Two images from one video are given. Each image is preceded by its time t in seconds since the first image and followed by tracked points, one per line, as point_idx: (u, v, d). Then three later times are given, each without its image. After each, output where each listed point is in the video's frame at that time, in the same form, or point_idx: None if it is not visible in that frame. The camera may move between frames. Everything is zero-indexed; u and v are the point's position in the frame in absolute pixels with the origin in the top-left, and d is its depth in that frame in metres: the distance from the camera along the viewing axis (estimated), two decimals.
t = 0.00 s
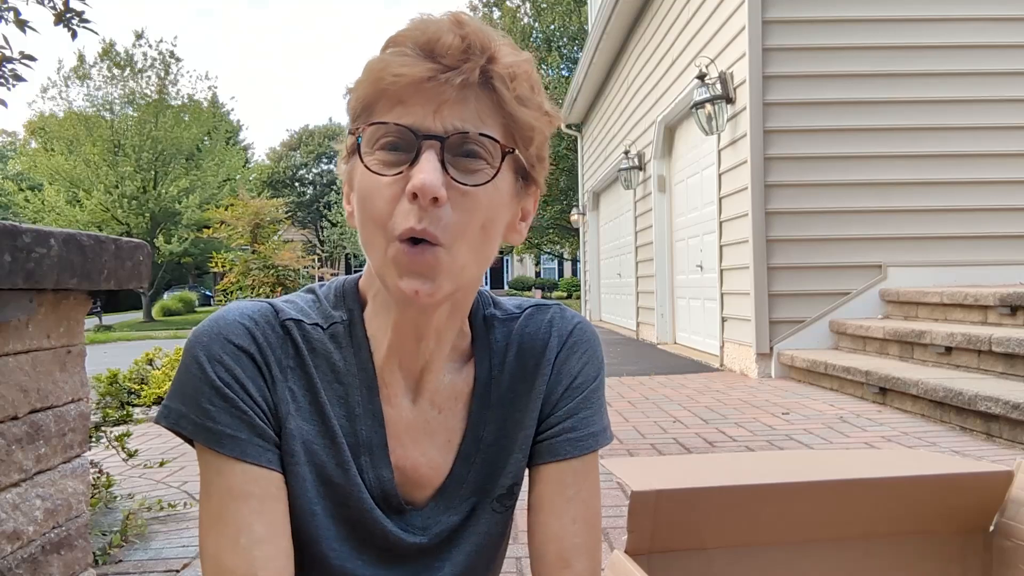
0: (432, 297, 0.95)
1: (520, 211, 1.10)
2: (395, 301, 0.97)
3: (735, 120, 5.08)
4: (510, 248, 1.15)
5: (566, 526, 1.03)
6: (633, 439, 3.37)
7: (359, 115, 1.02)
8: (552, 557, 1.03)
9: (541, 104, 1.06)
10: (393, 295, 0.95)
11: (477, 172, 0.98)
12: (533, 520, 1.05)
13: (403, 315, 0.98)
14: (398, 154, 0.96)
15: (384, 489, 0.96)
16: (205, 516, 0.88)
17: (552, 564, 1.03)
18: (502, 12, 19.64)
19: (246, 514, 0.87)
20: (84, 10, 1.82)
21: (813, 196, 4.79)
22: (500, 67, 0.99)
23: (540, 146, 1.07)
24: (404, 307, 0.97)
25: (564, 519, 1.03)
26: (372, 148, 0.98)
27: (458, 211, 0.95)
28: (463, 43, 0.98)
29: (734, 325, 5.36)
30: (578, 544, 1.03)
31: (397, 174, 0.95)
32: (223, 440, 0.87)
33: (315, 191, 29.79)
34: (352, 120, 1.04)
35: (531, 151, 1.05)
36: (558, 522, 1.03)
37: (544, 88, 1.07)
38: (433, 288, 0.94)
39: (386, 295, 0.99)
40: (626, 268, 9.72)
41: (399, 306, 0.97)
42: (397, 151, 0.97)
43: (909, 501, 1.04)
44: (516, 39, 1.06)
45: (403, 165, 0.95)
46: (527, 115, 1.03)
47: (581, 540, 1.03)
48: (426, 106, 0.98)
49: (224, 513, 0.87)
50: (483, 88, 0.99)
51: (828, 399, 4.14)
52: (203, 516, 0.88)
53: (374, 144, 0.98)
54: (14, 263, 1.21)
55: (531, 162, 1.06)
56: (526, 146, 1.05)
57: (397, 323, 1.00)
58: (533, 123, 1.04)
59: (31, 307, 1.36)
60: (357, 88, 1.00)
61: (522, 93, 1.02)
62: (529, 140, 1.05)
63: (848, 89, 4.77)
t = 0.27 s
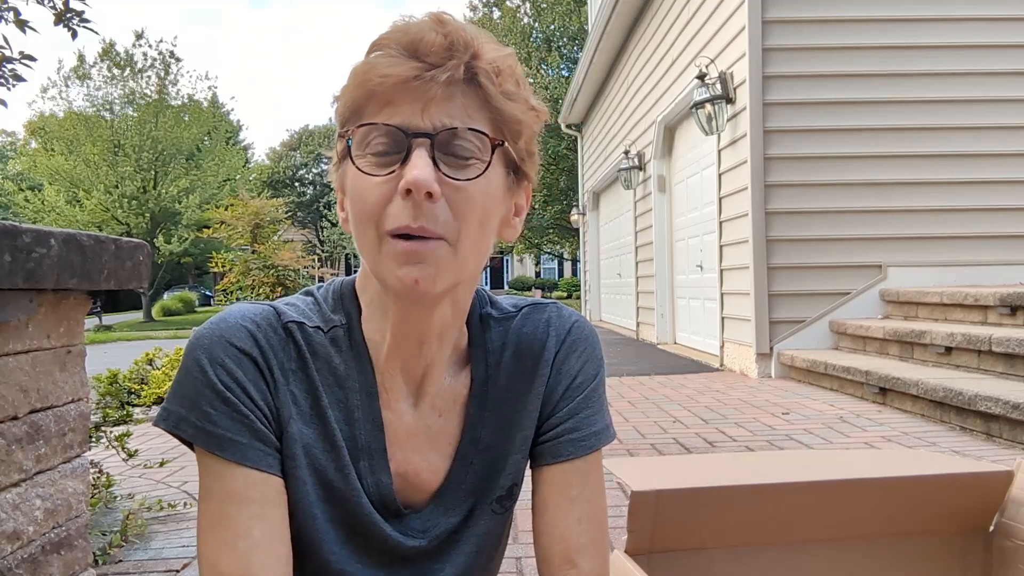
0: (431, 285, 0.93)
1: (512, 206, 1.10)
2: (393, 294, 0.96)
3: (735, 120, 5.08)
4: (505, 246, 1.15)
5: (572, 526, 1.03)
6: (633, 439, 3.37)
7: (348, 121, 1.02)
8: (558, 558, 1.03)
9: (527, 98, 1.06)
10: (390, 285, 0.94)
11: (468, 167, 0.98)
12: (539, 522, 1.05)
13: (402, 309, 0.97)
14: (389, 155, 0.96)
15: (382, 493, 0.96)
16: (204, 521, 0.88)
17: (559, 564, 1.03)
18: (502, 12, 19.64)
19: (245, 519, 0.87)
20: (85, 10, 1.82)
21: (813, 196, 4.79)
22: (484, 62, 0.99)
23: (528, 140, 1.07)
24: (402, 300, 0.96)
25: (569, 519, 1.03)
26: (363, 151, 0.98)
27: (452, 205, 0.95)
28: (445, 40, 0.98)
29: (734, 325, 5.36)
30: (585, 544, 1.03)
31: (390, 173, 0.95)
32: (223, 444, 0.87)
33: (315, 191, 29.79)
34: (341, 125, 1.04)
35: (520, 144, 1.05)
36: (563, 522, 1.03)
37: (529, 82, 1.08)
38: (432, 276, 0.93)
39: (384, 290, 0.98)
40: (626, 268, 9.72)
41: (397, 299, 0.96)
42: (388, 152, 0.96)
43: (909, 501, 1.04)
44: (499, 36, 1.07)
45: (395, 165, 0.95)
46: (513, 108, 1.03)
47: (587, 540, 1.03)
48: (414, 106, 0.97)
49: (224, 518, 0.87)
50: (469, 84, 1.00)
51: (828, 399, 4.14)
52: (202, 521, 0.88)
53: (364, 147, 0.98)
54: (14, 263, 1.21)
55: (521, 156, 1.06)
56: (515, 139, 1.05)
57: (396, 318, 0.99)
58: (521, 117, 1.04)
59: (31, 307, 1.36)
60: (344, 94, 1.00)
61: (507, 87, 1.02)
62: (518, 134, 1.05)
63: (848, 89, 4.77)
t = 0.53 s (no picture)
0: (441, 290, 0.94)
1: (519, 209, 1.10)
2: (402, 298, 0.97)
3: (735, 120, 5.08)
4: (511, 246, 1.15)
5: (573, 528, 1.03)
6: (633, 439, 3.37)
7: (353, 126, 1.02)
8: (559, 560, 1.03)
9: (533, 100, 1.06)
10: (400, 291, 0.95)
11: (475, 172, 0.98)
12: (542, 524, 1.05)
13: (411, 313, 0.98)
14: (396, 161, 0.96)
15: (389, 495, 0.96)
16: (212, 521, 0.88)
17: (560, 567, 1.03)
18: (502, 11, 19.64)
19: (254, 520, 0.87)
20: (85, 10, 1.82)
21: (813, 196, 4.79)
22: (491, 67, 0.99)
23: (535, 142, 1.08)
24: (412, 305, 0.97)
25: (571, 521, 1.03)
26: (370, 156, 0.98)
27: (459, 211, 0.96)
28: (452, 44, 0.98)
29: (734, 325, 5.36)
30: (586, 546, 1.03)
31: (398, 180, 0.95)
32: (233, 444, 0.87)
33: (315, 191, 29.80)
34: (347, 130, 1.03)
35: (526, 147, 1.05)
36: (565, 524, 1.03)
37: (535, 83, 1.07)
38: (441, 282, 0.94)
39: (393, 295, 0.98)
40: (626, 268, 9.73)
41: (406, 304, 0.97)
42: (395, 158, 0.96)
43: (909, 501, 1.04)
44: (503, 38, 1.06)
45: (402, 170, 0.95)
46: (520, 111, 1.03)
47: (589, 542, 1.03)
48: (420, 111, 0.97)
49: (232, 519, 0.87)
50: (475, 88, 0.99)
51: (828, 399, 4.14)
52: (210, 522, 0.88)
53: (371, 154, 0.98)
54: (14, 263, 1.21)
55: (528, 159, 1.06)
56: (522, 142, 1.05)
57: (404, 321, 0.99)
58: (527, 120, 1.04)
59: (31, 307, 1.36)
60: (350, 98, 0.99)
61: (514, 90, 1.02)
62: (525, 137, 1.05)
63: (848, 89, 4.77)
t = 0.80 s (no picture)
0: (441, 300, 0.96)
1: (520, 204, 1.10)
2: (403, 304, 0.98)
3: (735, 120, 5.08)
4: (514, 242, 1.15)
5: (575, 528, 1.03)
6: (633, 439, 3.37)
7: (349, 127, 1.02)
8: (559, 560, 1.03)
9: (530, 94, 1.05)
10: (403, 300, 0.96)
11: (473, 173, 0.98)
12: (543, 523, 1.05)
13: (414, 319, 0.99)
14: (392, 164, 0.96)
15: (396, 493, 0.96)
16: (214, 520, 0.88)
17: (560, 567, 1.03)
18: (502, 11, 19.64)
19: (257, 519, 0.87)
20: (85, 10, 1.82)
21: (813, 196, 4.79)
22: (484, 64, 0.98)
23: (534, 137, 1.07)
24: (414, 311, 0.98)
25: (573, 521, 1.03)
26: (366, 161, 0.98)
27: (457, 215, 0.96)
28: (443, 45, 0.97)
29: (734, 325, 5.36)
30: (588, 546, 1.03)
31: (394, 185, 0.95)
32: (240, 442, 0.86)
33: (315, 191, 29.81)
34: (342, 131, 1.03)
35: (524, 144, 1.05)
36: (566, 524, 1.03)
37: (531, 77, 1.06)
38: (441, 292, 0.96)
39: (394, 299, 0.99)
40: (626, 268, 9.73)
41: (409, 310, 0.98)
42: (390, 161, 0.96)
43: (909, 501, 1.04)
44: (497, 32, 1.05)
45: (398, 174, 0.95)
46: (516, 109, 1.02)
47: (590, 541, 1.03)
48: (414, 114, 0.97)
49: (235, 518, 0.87)
50: (469, 87, 0.99)
51: (828, 399, 4.14)
52: (213, 519, 0.88)
53: (366, 159, 0.98)
54: (14, 263, 1.21)
55: (526, 155, 1.06)
56: (518, 139, 1.05)
57: (407, 324, 1.00)
58: (524, 117, 1.04)
59: (31, 307, 1.36)
60: (344, 100, 0.99)
61: (508, 87, 1.01)
62: (522, 133, 1.05)
63: (848, 89, 4.77)
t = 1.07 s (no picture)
0: (446, 288, 0.95)
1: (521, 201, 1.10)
2: (406, 297, 0.97)
3: (735, 120, 5.08)
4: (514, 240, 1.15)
5: (574, 528, 1.03)
6: (633, 439, 3.37)
7: (352, 125, 1.02)
8: (560, 561, 1.03)
9: (532, 92, 1.05)
10: (405, 290, 0.95)
11: (477, 170, 0.99)
12: (543, 522, 1.05)
13: (416, 312, 0.98)
14: (397, 162, 0.96)
15: (396, 494, 0.96)
16: (215, 520, 0.88)
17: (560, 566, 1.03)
18: (502, 11, 19.64)
19: (257, 519, 0.87)
20: (85, 10, 1.82)
21: (812, 196, 4.79)
22: (489, 62, 0.98)
23: (535, 136, 1.07)
24: (417, 303, 0.97)
25: (573, 521, 1.03)
26: (370, 157, 0.97)
27: (462, 210, 0.96)
28: (449, 43, 0.97)
29: (734, 324, 5.36)
30: (588, 546, 1.03)
31: (401, 182, 0.95)
32: (240, 442, 0.86)
33: (315, 191, 29.81)
34: (345, 130, 1.03)
35: (527, 141, 1.05)
36: (566, 523, 1.03)
37: (534, 75, 1.06)
38: (445, 280, 0.95)
39: (396, 294, 0.99)
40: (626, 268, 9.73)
41: (410, 302, 0.97)
42: (396, 159, 0.96)
43: (909, 500, 1.04)
44: (500, 30, 1.05)
45: (404, 172, 0.95)
46: (520, 107, 1.03)
47: (590, 541, 1.03)
48: (420, 112, 0.97)
49: (236, 518, 0.87)
50: (474, 85, 0.99)
51: (828, 399, 4.14)
52: (213, 519, 0.88)
53: (372, 155, 0.97)
54: (14, 263, 1.21)
55: (529, 153, 1.06)
56: (522, 137, 1.05)
57: (408, 319, 1.00)
58: (527, 115, 1.04)
59: (31, 307, 1.36)
60: (349, 97, 0.99)
61: (512, 85, 1.01)
62: (525, 131, 1.05)
63: (848, 89, 4.77)
